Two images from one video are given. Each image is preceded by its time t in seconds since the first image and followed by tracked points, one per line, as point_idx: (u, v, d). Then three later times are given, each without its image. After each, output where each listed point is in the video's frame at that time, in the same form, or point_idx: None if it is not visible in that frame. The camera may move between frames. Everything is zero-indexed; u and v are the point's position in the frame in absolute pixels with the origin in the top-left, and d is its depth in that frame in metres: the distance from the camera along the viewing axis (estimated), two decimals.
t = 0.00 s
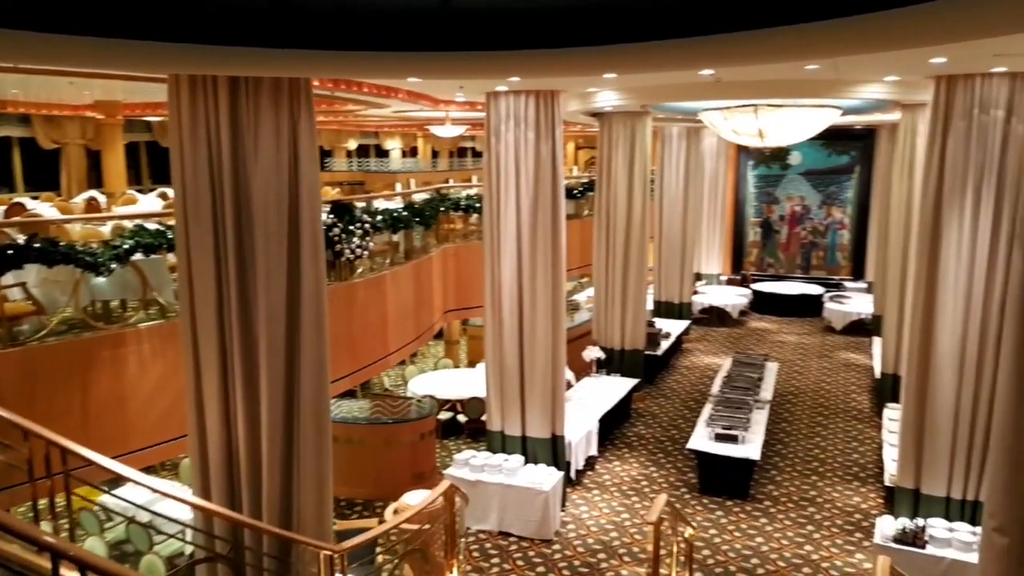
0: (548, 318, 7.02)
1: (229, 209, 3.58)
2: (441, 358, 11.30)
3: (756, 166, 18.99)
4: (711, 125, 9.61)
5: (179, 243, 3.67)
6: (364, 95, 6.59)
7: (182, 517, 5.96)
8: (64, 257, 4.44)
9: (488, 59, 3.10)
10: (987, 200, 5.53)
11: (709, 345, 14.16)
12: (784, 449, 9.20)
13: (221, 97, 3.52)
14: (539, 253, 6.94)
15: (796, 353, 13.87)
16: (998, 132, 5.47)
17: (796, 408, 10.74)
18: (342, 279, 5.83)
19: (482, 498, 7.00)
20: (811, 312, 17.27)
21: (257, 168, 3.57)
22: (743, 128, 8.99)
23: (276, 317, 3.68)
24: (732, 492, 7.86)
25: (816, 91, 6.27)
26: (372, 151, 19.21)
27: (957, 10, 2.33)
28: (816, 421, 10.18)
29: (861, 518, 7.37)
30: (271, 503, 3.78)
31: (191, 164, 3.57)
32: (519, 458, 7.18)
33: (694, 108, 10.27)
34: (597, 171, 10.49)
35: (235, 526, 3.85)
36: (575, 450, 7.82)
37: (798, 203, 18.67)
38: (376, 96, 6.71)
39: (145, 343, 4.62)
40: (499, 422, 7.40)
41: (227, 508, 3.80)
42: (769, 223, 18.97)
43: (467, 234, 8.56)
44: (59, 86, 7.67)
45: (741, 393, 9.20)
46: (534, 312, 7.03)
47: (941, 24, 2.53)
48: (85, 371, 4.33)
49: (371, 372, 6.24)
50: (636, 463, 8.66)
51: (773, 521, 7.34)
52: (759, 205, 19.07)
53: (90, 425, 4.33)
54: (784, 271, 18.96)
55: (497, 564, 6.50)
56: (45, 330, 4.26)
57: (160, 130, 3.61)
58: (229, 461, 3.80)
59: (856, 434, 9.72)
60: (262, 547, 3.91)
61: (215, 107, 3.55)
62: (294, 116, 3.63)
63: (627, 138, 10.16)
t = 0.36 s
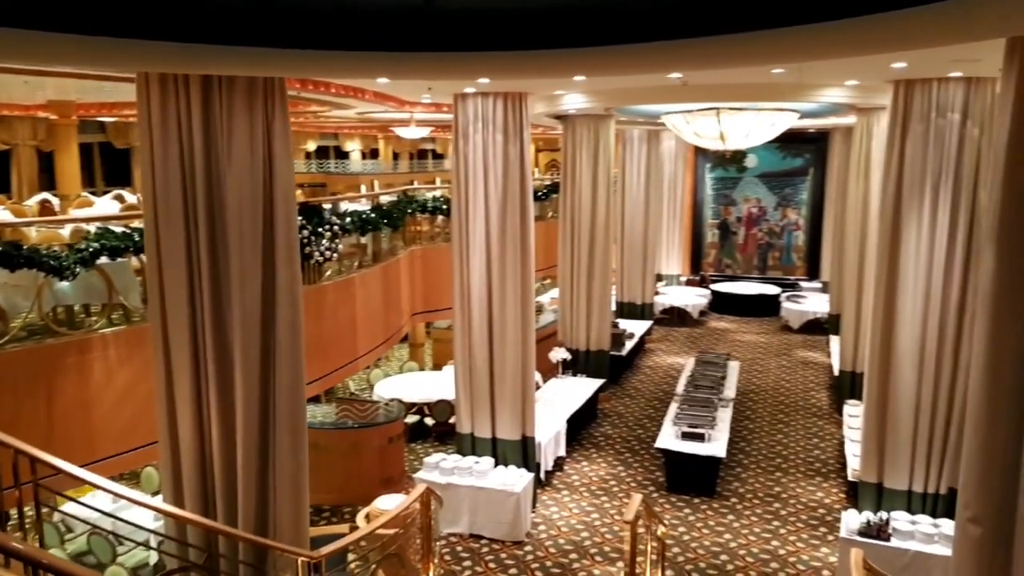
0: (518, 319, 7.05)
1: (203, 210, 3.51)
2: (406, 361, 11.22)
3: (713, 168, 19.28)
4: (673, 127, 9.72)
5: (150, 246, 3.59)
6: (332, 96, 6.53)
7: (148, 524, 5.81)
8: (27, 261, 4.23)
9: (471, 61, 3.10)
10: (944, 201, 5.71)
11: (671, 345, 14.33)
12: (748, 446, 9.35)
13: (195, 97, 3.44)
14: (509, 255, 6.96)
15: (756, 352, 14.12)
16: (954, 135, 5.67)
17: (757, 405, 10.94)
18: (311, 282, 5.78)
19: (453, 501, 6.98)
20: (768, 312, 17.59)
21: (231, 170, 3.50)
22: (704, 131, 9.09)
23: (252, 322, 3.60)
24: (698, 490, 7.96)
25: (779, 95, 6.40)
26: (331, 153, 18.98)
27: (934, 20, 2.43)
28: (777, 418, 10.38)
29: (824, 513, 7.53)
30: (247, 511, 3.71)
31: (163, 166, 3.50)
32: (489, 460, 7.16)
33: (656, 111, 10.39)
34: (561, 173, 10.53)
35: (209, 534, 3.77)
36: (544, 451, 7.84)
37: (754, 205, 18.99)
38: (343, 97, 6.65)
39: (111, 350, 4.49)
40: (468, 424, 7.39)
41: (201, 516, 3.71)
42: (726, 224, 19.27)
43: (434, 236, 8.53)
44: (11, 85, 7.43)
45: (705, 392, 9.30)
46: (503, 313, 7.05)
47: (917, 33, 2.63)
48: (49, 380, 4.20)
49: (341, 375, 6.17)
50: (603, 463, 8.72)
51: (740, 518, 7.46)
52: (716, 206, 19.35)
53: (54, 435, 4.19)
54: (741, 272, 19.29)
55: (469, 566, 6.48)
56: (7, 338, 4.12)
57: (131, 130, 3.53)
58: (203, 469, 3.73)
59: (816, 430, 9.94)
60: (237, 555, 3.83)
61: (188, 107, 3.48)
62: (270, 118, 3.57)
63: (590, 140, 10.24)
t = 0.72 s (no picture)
0: (497, 322, 7.10)
1: (190, 215, 3.47)
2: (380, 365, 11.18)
3: (681, 171, 19.50)
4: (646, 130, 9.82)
5: (135, 252, 3.55)
6: (310, 100, 6.49)
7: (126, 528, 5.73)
8: (7, 268, 4.18)
9: (464, 68, 3.13)
10: (913, 204, 5.87)
11: (643, 346, 14.47)
12: (722, 445, 9.49)
13: (182, 102, 3.42)
14: (488, 259, 6.99)
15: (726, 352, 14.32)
16: (922, 139, 5.82)
17: (729, 404, 11.12)
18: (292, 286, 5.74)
19: (434, 504, 6.97)
20: (737, 312, 17.85)
21: (220, 176, 3.48)
22: (677, 134, 9.22)
23: (241, 329, 3.58)
24: (675, 489, 8.06)
25: (752, 100, 6.53)
26: (299, 156, 18.81)
27: (921, 33, 2.51)
28: (749, 417, 10.56)
29: (799, 510, 7.68)
30: (236, 519, 3.68)
31: (149, 171, 3.46)
32: (470, 463, 7.17)
33: (628, 115, 10.50)
34: (534, 177, 10.58)
35: (198, 541, 3.73)
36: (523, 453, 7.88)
37: (722, 207, 19.25)
38: (321, 100, 6.60)
39: (93, 357, 4.42)
40: (448, 428, 7.40)
41: (190, 524, 3.67)
42: (694, 226, 19.52)
43: (410, 239, 8.53)
44: None
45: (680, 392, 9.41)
46: (482, 316, 7.08)
47: (902, 44, 2.70)
48: (30, 388, 4.12)
49: (322, 380, 6.14)
50: (581, 464, 8.78)
51: (717, 516, 7.57)
52: (684, 209, 19.56)
53: (36, 445, 4.11)
54: (709, 273, 19.54)
55: (451, 570, 6.48)
56: None
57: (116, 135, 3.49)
58: (191, 477, 3.69)
59: (788, 428, 10.13)
60: (226, 562, 3.80)
61: (175, 113, 3.45)
62: (258, 123, 3.55)
63: (563, 143, 10.33)
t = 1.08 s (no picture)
0: (486, 323, 7.10)
1: (186, 216, 3.43)
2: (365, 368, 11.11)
3: (661, 173, 19.61)
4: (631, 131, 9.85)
5: (127, 253, 3.49)
6: (297, 100, 6.44)
7: (113, 533, 5.64)
8: None
9: (465, 68, 3.12)
10: (899, 204, 5.94)
11: (626, 347, 14.53)
12: (707, 444, 9.55)
13: (177, 103, 3.37)
14: (476, 260, 7.00)
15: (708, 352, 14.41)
16: (908, 141, 5.91)
17: (713, 404, 11.19)
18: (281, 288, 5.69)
19: (424, 507, 6.95)
20: (717, 313, 17.98)
21: (215, 177, 3.43)
22: (662, 136, 9.28)
23: (237, 332, 3.53)
24: (663, 488, 8.10)
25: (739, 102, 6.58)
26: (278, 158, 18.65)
27: (923, 37, 2.55)
28: (734, 416, 10.64)
29: (785, 508, 7.75)
30: (233, 524, 3.63)
31: (143, 172, 3.41)
32: (459, 465, 7.15)
33: (613, 117, 10.53)
34: (519, 178, 10.58)
35: (194, 545, 3.68)
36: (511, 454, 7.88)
37: (702, 209, 19.39)
38: (308, 100, 6.55)
39: (82, 360, 4.35)
40: (437, 430, 7.39)
41: (185, 528, 3.62)
42: (675, 228, 19.63)
43: (396, 241, 8.50)
44: None
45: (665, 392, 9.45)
46: (471, 318, 7.08)
47: (902, 49, 2.74)
48: (19, 393, 4.04)
49: (312, 383, 6.10)
50: (568, 464, 8.79)
51: (705, 514, 7.60)
52: (665, 210, 19.67)
53: (25, 451, 4.03)
54: (690, 274, 19.66)
55: (442, 572, 6.46)
56: None
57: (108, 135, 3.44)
58: (187, 481, 3.64)
59: (772, 427, 10.21)
60: (222, 567, 3.75)
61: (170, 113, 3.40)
62: (254, 124, 3.51)
63: (548, 145, 10.35)
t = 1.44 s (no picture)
0: (468, 325, 7.07)
1: (175, 219, 3.33)
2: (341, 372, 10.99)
3: (633, 175, 19.73)
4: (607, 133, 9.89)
5: (114, 257, 3.39)
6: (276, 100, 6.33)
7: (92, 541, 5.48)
8: None
9: (465, 70, 3.09)
10: (877, 206, 6.04)
11: (601, 347, 14.59)
12: (685, 444, 9.62)
13: (166, 102, 3.27)
14: (458, 263, 6.97)
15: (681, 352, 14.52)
16: (886, 144, 6.01)
17: (689, 404, 11.28)
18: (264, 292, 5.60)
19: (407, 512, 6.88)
20: (689, 313, 18.14)
21: (206, 179, 3.34)
22: (640, 138, 9.34)
23: (229, 338, 3.44)
24: (644, 489, 8.13)
25: (720, 104, 6.64)
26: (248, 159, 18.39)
27: (926, 43, 2.58)
28: (710, 416, 10.73)
29: (764, 506, 7.82)
30: (225, 534, 3.55)
31: (131, 173, 3.31)
32: (442, 469, 7.10)
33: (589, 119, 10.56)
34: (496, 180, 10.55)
35: (184, 556, 3.59)
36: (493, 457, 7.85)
37: (672, 210, 19.55)
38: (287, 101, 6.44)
39: (62, 368, 4.22)
40: (418, 434, 7.34)
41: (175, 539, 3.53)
42: (646, 229, 19.76)
43: (374, 243, 8.44)
44: None
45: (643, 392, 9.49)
46: (453, 321, 7.05)
47: (904, 54, 2.76)
48: None
49: (294, 388, 6.01)
50: (549, 466, 8.78)
51: (686, 514, 7.64)
52: (636, 212, 19.79)
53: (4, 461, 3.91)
54: (661, 276, 19.80)
55: None
56: None
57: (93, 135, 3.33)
58: (176, 490, 3.55)
59: (747, 426, 10.32)
60: None
61: (158, 113, 3.30)
62: (245, 125, 3.42)
63: (524, 146, 10.36)
